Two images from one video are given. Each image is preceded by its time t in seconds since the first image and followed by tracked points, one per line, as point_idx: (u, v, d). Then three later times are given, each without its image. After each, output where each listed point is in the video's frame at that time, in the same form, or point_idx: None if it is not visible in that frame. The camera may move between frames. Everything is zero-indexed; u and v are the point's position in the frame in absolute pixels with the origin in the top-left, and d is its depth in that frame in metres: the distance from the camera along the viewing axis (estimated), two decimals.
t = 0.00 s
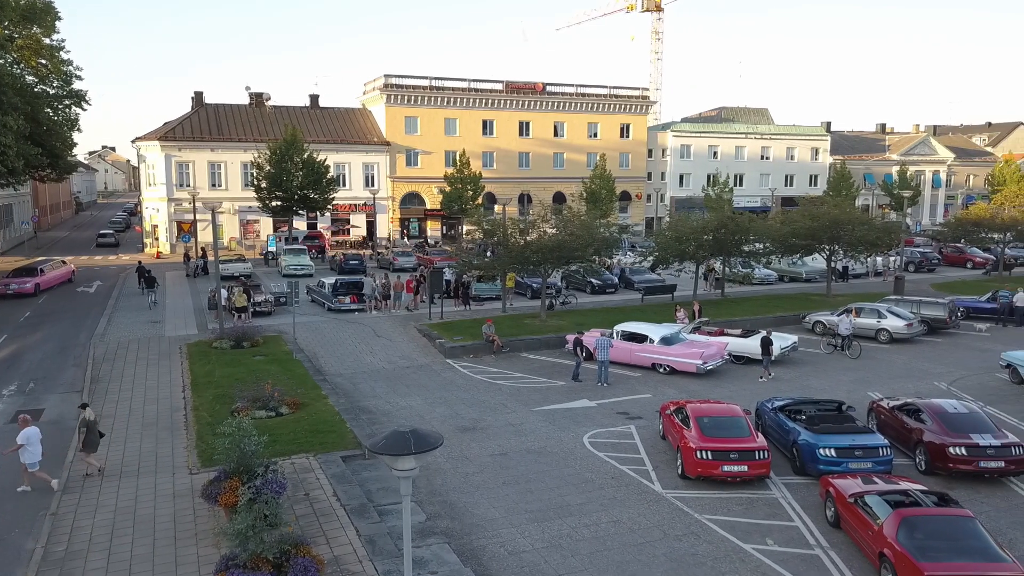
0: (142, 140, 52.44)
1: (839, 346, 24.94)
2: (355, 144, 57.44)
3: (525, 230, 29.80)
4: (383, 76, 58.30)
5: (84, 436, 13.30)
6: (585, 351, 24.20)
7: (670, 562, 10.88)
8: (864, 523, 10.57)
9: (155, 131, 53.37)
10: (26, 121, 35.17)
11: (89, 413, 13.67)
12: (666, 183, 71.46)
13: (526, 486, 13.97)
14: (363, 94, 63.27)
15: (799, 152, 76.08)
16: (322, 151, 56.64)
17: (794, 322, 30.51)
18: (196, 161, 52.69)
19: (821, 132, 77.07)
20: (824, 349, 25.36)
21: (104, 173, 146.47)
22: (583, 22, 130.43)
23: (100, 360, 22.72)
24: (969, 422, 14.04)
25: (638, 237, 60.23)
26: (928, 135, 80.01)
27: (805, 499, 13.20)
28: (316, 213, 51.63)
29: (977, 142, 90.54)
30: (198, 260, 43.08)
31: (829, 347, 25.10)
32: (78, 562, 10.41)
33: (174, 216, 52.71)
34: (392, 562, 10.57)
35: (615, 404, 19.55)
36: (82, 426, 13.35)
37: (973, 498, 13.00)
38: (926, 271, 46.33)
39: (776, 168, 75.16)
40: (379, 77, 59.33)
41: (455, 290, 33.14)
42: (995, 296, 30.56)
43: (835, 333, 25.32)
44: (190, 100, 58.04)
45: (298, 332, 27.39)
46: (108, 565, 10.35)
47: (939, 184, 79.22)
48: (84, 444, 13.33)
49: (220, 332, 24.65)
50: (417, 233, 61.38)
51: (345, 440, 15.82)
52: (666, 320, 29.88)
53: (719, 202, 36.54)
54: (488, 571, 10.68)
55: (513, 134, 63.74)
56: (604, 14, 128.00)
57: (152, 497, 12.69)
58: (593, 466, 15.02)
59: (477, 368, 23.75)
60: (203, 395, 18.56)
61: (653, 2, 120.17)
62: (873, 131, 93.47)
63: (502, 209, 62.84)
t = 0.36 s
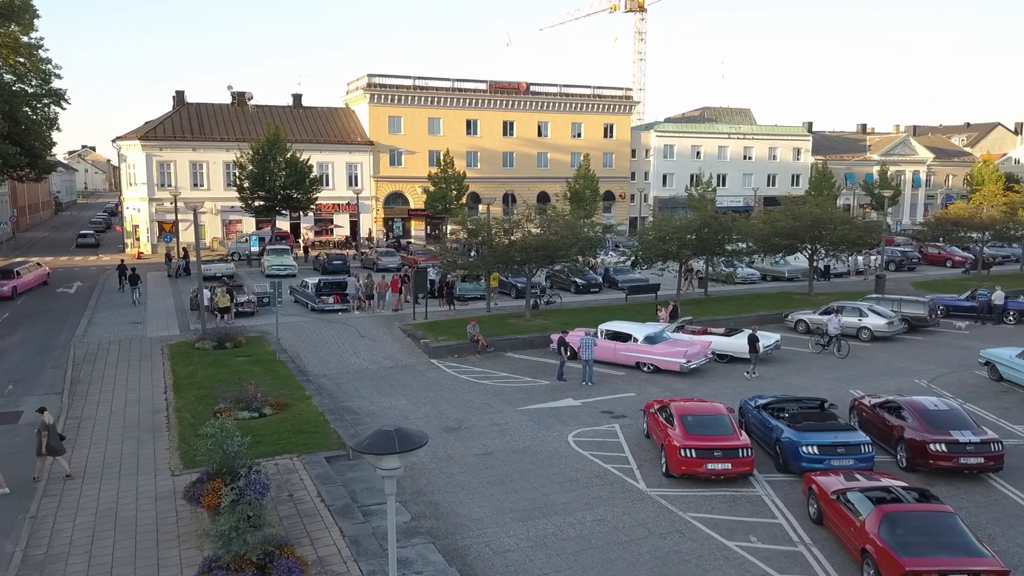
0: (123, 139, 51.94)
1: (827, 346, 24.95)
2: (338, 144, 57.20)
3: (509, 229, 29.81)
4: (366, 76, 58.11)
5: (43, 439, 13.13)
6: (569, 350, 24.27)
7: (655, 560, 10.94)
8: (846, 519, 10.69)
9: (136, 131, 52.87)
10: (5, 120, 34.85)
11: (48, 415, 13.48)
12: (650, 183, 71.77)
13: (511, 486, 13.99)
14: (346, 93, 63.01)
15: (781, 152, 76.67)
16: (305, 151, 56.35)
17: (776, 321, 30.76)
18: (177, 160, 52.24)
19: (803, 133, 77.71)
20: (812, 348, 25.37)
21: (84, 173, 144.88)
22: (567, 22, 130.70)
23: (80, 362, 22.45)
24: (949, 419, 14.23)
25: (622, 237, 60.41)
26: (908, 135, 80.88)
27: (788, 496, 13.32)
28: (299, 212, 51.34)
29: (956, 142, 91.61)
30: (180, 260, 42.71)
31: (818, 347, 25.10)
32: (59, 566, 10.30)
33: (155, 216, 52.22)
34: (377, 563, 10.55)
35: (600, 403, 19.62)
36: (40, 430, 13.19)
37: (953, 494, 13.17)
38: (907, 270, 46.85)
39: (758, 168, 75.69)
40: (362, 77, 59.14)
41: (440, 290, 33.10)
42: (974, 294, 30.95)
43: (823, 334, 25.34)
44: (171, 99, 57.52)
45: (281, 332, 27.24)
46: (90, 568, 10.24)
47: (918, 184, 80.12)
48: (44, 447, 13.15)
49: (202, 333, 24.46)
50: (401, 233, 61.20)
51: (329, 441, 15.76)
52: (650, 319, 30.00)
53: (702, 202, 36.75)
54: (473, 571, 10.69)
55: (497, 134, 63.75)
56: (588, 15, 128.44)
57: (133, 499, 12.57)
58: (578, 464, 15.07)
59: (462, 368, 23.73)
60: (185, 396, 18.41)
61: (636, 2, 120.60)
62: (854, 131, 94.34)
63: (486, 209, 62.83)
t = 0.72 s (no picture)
0: (102, 139, 51.38)
1: (815, 345, 24.91)
2: (320, 143, 56.87)
3: (492, 229, 29.81)
4: (348, 75, 57.89)
5: None
6: (552, 349, 24.32)
7: (639, 558, 11.00)
8: (828, 515, 10.81)
9: (115, 130, 52.32)
10: None
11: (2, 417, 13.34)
12: (632, 183, 72.10)
13: (496, 485, 14.00)
14: (327, 93, 62.67)
15: (762, 152, 77.27)
16: (287, 151, 56.01)
17: (757, 320, 31.01)
18: (157, 160, 51.73)
19: (783, 133, 78.39)
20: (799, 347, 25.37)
21: (62, 173, 143.16)
22: (549, 22, 131.16)
23: (59, 363, 22.20)
24: (928, 416, 14.43)
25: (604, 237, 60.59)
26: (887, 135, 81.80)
27: (770, 493, 13.45)
28: (281, 212, 51.04)
29: (934, 142, 92.78)
30: (160, 260, 42.31)
31: (805, 347, 25.05)
32: (37, 569, 10.19)
33: (135, 216, 51.67)
34: (360, 563, 10.53)
35: (583, 402, 19.69)
36: None
37: (932, 490, 13.35)
38: (886, 269, 47.42)
39: (740, 168, 76.24)
40: (344, 76, 58.90)
41: (423, 289, 33.03)
42: (953, 292, 31.37)
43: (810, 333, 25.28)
44: (150, 98, 56.95)
45: (263, 333, 27.07)
46: (69, 571, 10.14)
47: (897, 184, 81.09)
48: None
49: (183, 334, 24.26)
50: (384, 233, 61.01)
51: (312, 441, 15.69)
52: (633, 318, 30.15)
53: (684, 201, 36.98)
54: (458, 571, 10.68)
55: (480, 134, 63.74)
56: (570, 15, 128.96)
57: (114, 501, 12.46)
58: (562, 463, 15.12)
59: (445, 367, 23.71)
60: (166, 397, 18.26)
61: (618, 3, 121.07)
62: (833, 132, 95.26)
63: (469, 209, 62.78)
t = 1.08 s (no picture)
0: (77, 138, 50.69)
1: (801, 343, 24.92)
2: (300, 143, 56.48)
3: (474, 228, 29.76)
4: (328, 74, 57.57)
5: None
6: (534, 349, 24.35)
7: (621, 556, 11.05)
8: (808, 512, 10.91)
9: (91, 129, 51.64)
10: None
11: None
12: (613, 183, 72.36)
13: (478, 485, 13.98)
14: (307, 92, 62.25)
15: (741, 152, 77.85)
16: (266, 150, 55.56)
17: (737, 319, 31.25)
18: (134, 160, 51.11)
19: (762, 133, 79.04)
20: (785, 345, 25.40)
21: (38, 172, 141.07)
22: (530, 22, 131.37)
23: (34, 365, 21.86)
24: (906, 413, 14.63)
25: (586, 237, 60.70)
26: (864, 136, 82.73)
27: (751, 490, 13.55)
28: (260, 212, 50.63)
29: (910, 142, 93.96)
30: (138, 261, 41.78)
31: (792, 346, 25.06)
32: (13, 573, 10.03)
33: (112, 216, 51.00)
34: (342, 564, 10.47)
35: (565, 401, 19.71)
36: None
37: (910, 486, 13.52)
38: (864, 268, 47.97)
39: (720, 168, 76.79)
40: (323, 75, 58.56)
41: (404, 289, 32.92)
42: (929, 290, 31.79)
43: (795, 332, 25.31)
44: (127, 97, 56.28)
45: (243, 334, 26.84)
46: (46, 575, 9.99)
47: (874, 184, 82.06)
48: None
49: (162, 335, 23.99)
50: (364, 233, 60.72)
51: (293, 442, 15.58)
52: (614, 318, 30.23)
53: (664, 201, 37.17)
54: (440, 570, 10.67)
55: (461, 133, 63.63)
56: (551, 15, 129.36)
57: (91, 504, 12.30)
58: (544, 462, 15.13)
59: (427, 367, 23.64)
60: (144, 399, 18.05)
61: (598, 3, 121.45)
62: (812, 132, 96.21)
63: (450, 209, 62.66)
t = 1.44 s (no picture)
0: (56, 137, 50.04)
1: (790, 343, 24.98)
2: (281, 143, 56.09)
3: (457, 228, 29.71)
4: (310, 74, 57.23)
5: None
6: (518, 349, 24.37)
7: (605, 555, 11.08)
8: (790, 510, 11.01)
9: (69, 129, 50.99)
10: None
11: None
12: (595, 183, 72.54)
13: (461, 485, 13.97)
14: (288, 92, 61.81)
15: (723, 152, 78.38)
16: (247, 150, 55.12)
17: (720, 318, 31.45)
18: (114, 160, 50.53)
19: (744, 133, 79.61)
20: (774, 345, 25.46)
21: (15, 172, 139.15)
22: (512, 22, 131.50)
23: (12, 367, 21.56)
24: (886, 411, 14.78)
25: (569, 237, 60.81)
26: (844, 137, 83.58)
27: (733, 489, 13.64)
28: (242, 213, 50.22)
29: (889, 142, 95.01)
30: (117, 262, 41.28)
31: (781, 346, 25.11)
32: None
33: (91, 216, 50.37)
34: (325, 566, 10.42)
35: (549, 401, 19.73)
36: None
37: (890, 483, 13.68)
38: (844, 267, 48.46)
39: (702, 168, 77.26)
40: (305, 75, 58.22)
41: (388, 290, 32.81)
42: (909, 289, 32.16)
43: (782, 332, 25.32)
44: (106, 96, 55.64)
45: (224, 335, 26.61)
46: None
47: (854, 184, 82.92)
48: None
49: (142, 336, 23.74)
50: (347, 233, 60.43)
51: (275, 444, 15.48)
52: (598, 317, 30.29)
53: (647, 201, 37.35)
54: (424, 571, 10.65)
55: (444, 133, 63.52)
56: (534, 15, 129.67)
57: (70, 508, 12.13)
58: (528, 462, 15.14)
59: (410, 368, 23.57)
60: (124, 402, 17.84)
61: (580, 4, 121.76)
62: (792, 133, 97.04)
63: (434, 209, 62.53)
